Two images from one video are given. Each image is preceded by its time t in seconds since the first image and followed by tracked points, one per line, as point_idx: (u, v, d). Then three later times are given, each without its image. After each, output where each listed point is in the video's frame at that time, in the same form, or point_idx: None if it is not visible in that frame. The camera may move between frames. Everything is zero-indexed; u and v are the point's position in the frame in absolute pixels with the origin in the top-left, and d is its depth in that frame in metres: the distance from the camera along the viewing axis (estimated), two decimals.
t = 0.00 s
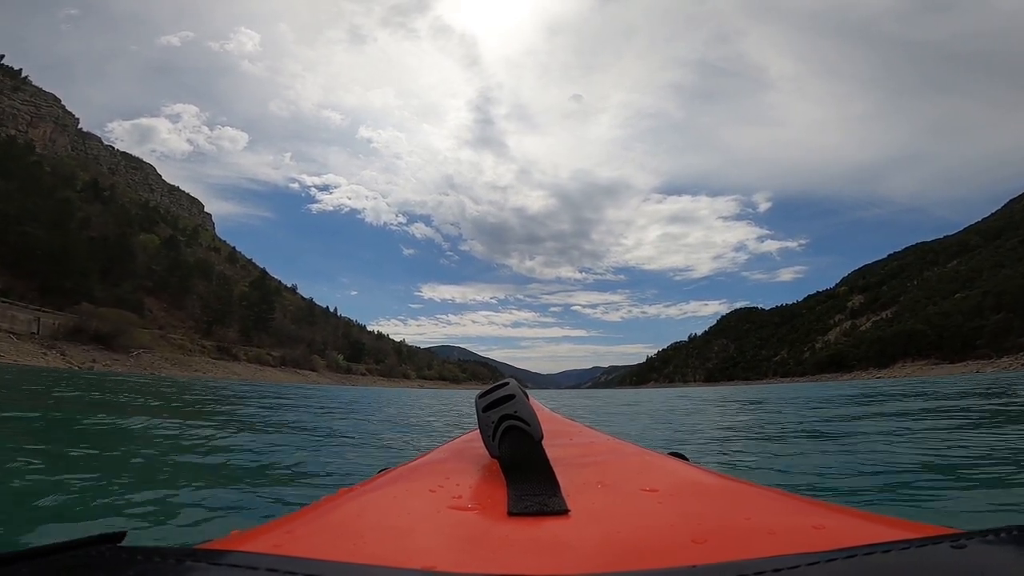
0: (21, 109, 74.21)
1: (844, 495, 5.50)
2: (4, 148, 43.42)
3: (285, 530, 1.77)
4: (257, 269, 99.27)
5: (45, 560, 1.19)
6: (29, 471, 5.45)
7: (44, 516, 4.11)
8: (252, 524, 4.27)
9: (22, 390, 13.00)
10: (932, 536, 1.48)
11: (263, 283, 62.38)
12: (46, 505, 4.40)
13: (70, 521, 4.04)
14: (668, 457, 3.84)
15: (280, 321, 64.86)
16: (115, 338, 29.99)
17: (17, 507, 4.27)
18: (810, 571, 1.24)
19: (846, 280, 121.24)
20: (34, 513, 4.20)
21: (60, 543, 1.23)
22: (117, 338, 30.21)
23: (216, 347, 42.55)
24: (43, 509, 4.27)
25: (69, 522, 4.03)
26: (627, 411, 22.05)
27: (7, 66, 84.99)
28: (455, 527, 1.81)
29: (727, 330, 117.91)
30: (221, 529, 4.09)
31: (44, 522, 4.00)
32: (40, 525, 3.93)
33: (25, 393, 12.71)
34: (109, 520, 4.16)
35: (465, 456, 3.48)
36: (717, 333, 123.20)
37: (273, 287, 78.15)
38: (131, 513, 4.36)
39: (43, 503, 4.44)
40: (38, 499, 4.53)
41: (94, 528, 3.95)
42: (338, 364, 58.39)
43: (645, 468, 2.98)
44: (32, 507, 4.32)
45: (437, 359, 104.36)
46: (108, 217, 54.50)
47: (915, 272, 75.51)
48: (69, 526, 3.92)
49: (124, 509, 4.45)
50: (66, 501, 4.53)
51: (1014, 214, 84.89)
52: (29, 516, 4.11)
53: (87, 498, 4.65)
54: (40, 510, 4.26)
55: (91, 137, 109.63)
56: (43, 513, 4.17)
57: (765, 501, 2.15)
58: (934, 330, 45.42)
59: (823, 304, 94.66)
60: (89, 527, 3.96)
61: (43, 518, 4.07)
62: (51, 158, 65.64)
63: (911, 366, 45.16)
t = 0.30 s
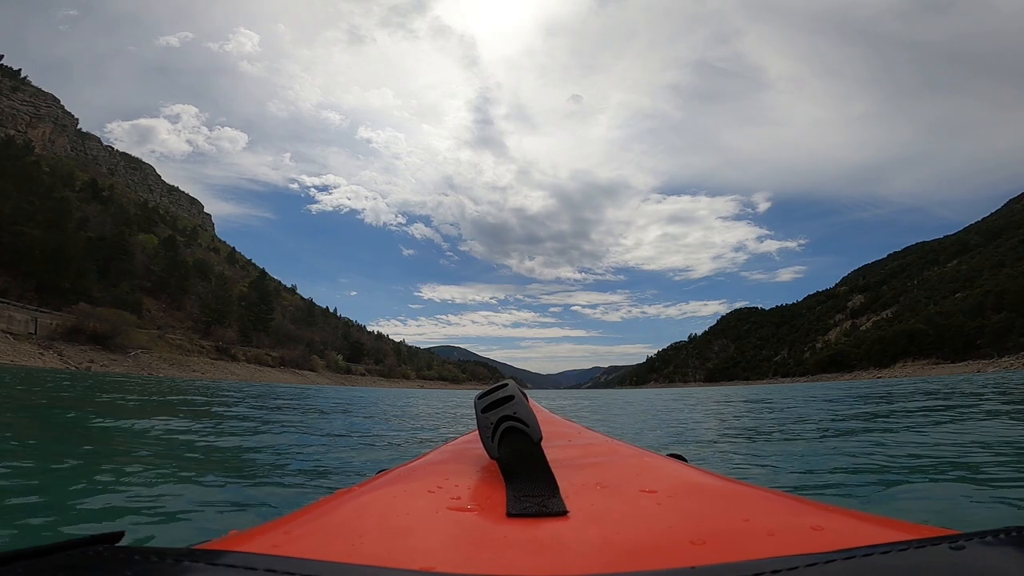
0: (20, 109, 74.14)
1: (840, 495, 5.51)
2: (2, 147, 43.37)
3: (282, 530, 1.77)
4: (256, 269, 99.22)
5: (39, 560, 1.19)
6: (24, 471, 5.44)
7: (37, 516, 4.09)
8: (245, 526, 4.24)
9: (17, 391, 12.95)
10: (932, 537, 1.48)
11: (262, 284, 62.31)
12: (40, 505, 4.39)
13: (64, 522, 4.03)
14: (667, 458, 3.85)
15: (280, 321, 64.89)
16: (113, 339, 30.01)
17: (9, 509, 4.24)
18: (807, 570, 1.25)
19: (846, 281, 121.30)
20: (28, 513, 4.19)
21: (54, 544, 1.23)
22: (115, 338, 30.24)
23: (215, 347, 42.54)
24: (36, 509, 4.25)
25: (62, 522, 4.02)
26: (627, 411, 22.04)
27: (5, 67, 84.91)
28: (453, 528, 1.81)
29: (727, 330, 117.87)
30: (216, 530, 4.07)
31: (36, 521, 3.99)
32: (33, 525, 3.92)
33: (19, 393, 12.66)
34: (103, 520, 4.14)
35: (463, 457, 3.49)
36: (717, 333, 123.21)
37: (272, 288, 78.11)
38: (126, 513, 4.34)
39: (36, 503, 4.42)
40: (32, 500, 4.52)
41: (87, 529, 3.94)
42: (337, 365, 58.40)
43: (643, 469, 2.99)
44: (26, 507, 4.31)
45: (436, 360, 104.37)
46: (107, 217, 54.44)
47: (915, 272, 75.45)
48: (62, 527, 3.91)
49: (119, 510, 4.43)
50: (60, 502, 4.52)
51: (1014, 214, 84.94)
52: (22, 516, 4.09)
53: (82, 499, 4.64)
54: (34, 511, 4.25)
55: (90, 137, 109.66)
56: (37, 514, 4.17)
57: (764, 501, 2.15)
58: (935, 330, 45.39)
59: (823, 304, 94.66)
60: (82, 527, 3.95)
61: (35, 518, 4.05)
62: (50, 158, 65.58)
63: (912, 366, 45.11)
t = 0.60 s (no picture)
0: (19, 110, 74.16)
1: (839, 496, 5.50)
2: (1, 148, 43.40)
3: (282, 527, 1.79)
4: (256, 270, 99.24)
5: (35, 558, 1.19)
6: (25, 470, 5.48)
7: (39, 516, 4.12)
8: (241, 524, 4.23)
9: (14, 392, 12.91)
10: (929, 540, 1.48)
11: (261, 284, 62.32)
12: (41, 505, 4.39)
13: (65, 522, 4.04)
14: (666, 459, 3.86)
15: (279, 322, 64.89)
16: (111, 339, 30.00)
17: (13, 507, 4.28)
18: (808, 573, 1.25)
19: (847, 280, 121.35)
20: (26, 513, 4.19)
21: (49, 542, 1.22)
22: (114, 339, 30.23)
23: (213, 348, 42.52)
24: (37, 510, 4.27)
25: (64, 522, 4.02)
26: (626, 412, 22.02)
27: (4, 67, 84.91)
28: (451, 529, 1.81)
29: (727, 330, 117.84)
30: (217, 528, 4.10)
31: (38, 521, 4.00)
32: (35, 524, 3.94)
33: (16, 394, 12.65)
34: (104, 520, 4.17)
35: (462, 457, 3.48)
36: (717, 333, 123.23)
37: (271, 288, 78.11)
38: (128, 514, 4.37)
39: (37, 504, 4.42)
40: (29, 501, 4.51)
41: (90, 529, 3.96)
42: (337, 365, 58.42)
43: (642, 471, 3.00)
44: (26, 508, 4.31)
45: (436, 360, 104.31)
46: (106, 217, 54.46)
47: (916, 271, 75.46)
48: (62, 527, 3.92)
49: (119, 510, 4.45)
50: (58, 503, 4.51)
51: (1013, 213, 85.03)
52: (23, 517, 4.09)
53: (82, 499, 4.65)
54: (33, 511, 4.25)
55: (91, 138, 109.89)
56: (37, 514, 4.18)
57: (760, 504, 2.16)
58: (935, 329, 45.37)
59: (823, 304, 94.66)
60: (85, 526, 3.96)
61: (37, 517, 4.08)
62: (48, 159, 65.59)
63: (913, 366, 44.99)
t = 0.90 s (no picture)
0: (18, 112, 74.20)
1: (839, 496, 5.49)
2: None
3: (281, 526, 1.79)
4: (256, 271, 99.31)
5: (35, 558, 1.18)
6: (31, 470, 5.56)
7: (36, 516, 4.10)
8: (236, 523, 4.22)
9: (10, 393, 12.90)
10: (929, 539, 1.48)
11: (261, 284, 62.33)
12: (38, 506, 4.38)
13: (63, 522, 4.03)
14: (666, 459, 3.86)
15: (279, 323, 64.89)
16: (110, 340, 29.97)
17: (19, 506, 4.35)
18: (811, 573, 1.25)
19: (847, 279, 121.34)
20: (22, 513, 4.16)
21: (49, 543, 1.22)
22: (112, 339, 30.22)
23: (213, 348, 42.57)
24: (33, 510, 4.24)
25: (60, 522, 4.01)
26: (626, 412, 22.00)
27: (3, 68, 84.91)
28: (450, 528, 1.81)
29: (727, 329, 117.76)
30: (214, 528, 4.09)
31: (34, 522, 3.98)
32: (31, 524, 3.92)
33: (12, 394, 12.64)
34: (108, 517, 4.24)
35: (462, 457, 3.48)
36: (717, 332, 123.25)
37: (271, 289, 78.11)
38: (125, 514, 4.34)
39: (33, 505, 4.39)
40: (26, 501, 4.50)
41: (86, 529, 3.94)
42: (336, 366, 58.45)
43: (643, 470, 3.01)
44: (23, 508, 4.30)
45: (436, 361, 104.27)
46: (105, 218, 54.50)
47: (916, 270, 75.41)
48: (59, 527, 3.91)
49: (116, 510, 4.44)
50: (56, 503, 4.50)
51: (1014, 211, 85.01)
52: (18, 517, 4.08)
53: (88, 499, 4.69)
54: (30, 511, 4.24)
55: (90, 139, 110.00)
56: (33, 514, 4.16)
57: (759, 502, 2.17)
58: (937, 327, 45.30)
59: (823, 303, 94.64)
60: (81, 526, 3.95)
61: (33, 519, 4.05)
62: (47, 160, 65.62)
63: (914, 364, 44.89)
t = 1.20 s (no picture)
0: (18, 112, 74.23)
1: (838, 496, 5.48)
2: None
3: (281, 525, 1.80)
4: (256, 272, 99.30)
5: (35, 555, 1.18)
6: (36, 470, 5.65)
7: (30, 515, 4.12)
8: (232, 523, 4.22)
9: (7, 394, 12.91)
10: (930, 540, 1.47)
11: (262, 285, 62.39)
12: (33, 507, 4.38)
13: (59, 522, 4.04)
14: (665, 460, 3.85)
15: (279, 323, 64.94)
16: (108, 341, 29.97)
17: (25, 504, 4.42)
18: (814, 573, 1.25)
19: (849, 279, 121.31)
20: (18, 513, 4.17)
21: (50, 539, 1.21)
22: (110, 340, 30.21)
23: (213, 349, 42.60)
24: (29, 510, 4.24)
25: (55, 522, 4.02)
26: (626, 412, 22.02)
27: (2, 69, 84.95)
28: (448, 528, 1.81)
29: (728, 329, 117.71)
30: (210, 527, 4.11)
31: (29, 522, 3.99)
32: (27, 525, 3.93)
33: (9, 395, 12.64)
34: (111, 516, 4.30)
35: (462, 456, 3.48)
36: (718, 332, 123.18)
37: (271, 289, 78.14)
38: (121, 514, 4.36)
39: (28, 505, 4.40)
40: (22, 501, 4.51)
41: (82, 529, 3.95)
42: (337, 366, 58.51)
43: (643, 470, 3.00)
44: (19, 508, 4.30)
45: (436, 361, 104.27)
46: (105, 219, 54.52)
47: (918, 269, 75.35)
48: (56, 527, 3.93)
49: (112, 510, 4.46)
50: (53, 503, 4.51)
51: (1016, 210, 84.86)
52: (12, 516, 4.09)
53: (91, 498, 4.76)
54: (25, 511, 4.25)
55: (90, 140, 110.03)
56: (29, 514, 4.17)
57: (759, 504, 2.16)
58: (940, 326, 45.23)
59: (825, 302, 94.55)
60: (77, 526, 3.97)
61: (29, 519, 4.06)
62: (47, 160, 65.67)
63: (915, 364, 44.79)
